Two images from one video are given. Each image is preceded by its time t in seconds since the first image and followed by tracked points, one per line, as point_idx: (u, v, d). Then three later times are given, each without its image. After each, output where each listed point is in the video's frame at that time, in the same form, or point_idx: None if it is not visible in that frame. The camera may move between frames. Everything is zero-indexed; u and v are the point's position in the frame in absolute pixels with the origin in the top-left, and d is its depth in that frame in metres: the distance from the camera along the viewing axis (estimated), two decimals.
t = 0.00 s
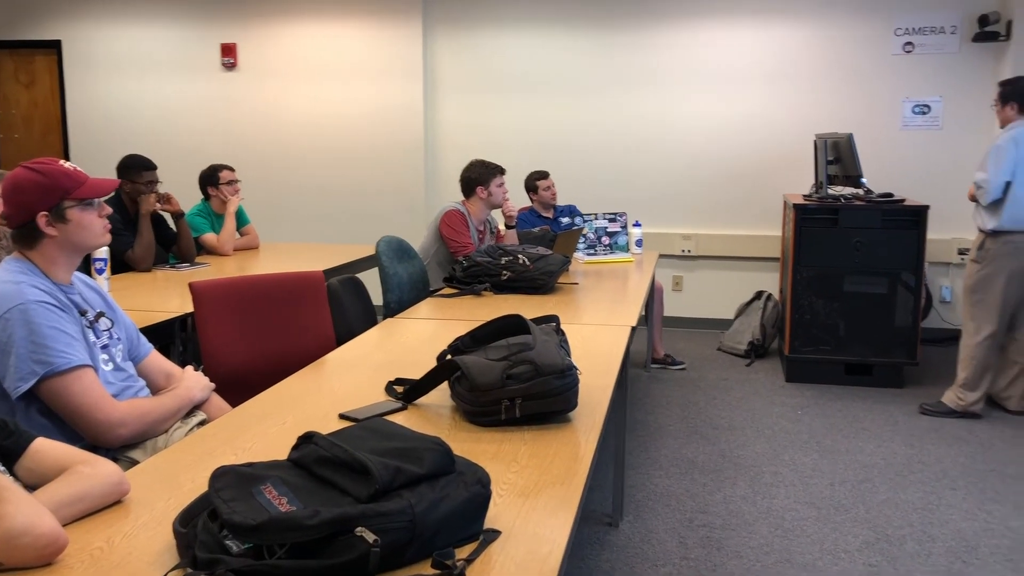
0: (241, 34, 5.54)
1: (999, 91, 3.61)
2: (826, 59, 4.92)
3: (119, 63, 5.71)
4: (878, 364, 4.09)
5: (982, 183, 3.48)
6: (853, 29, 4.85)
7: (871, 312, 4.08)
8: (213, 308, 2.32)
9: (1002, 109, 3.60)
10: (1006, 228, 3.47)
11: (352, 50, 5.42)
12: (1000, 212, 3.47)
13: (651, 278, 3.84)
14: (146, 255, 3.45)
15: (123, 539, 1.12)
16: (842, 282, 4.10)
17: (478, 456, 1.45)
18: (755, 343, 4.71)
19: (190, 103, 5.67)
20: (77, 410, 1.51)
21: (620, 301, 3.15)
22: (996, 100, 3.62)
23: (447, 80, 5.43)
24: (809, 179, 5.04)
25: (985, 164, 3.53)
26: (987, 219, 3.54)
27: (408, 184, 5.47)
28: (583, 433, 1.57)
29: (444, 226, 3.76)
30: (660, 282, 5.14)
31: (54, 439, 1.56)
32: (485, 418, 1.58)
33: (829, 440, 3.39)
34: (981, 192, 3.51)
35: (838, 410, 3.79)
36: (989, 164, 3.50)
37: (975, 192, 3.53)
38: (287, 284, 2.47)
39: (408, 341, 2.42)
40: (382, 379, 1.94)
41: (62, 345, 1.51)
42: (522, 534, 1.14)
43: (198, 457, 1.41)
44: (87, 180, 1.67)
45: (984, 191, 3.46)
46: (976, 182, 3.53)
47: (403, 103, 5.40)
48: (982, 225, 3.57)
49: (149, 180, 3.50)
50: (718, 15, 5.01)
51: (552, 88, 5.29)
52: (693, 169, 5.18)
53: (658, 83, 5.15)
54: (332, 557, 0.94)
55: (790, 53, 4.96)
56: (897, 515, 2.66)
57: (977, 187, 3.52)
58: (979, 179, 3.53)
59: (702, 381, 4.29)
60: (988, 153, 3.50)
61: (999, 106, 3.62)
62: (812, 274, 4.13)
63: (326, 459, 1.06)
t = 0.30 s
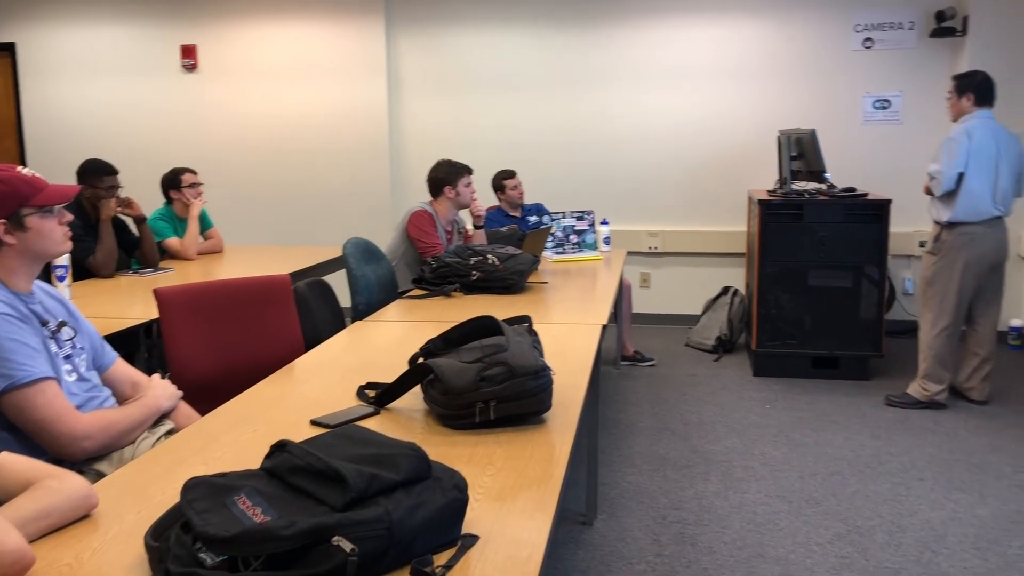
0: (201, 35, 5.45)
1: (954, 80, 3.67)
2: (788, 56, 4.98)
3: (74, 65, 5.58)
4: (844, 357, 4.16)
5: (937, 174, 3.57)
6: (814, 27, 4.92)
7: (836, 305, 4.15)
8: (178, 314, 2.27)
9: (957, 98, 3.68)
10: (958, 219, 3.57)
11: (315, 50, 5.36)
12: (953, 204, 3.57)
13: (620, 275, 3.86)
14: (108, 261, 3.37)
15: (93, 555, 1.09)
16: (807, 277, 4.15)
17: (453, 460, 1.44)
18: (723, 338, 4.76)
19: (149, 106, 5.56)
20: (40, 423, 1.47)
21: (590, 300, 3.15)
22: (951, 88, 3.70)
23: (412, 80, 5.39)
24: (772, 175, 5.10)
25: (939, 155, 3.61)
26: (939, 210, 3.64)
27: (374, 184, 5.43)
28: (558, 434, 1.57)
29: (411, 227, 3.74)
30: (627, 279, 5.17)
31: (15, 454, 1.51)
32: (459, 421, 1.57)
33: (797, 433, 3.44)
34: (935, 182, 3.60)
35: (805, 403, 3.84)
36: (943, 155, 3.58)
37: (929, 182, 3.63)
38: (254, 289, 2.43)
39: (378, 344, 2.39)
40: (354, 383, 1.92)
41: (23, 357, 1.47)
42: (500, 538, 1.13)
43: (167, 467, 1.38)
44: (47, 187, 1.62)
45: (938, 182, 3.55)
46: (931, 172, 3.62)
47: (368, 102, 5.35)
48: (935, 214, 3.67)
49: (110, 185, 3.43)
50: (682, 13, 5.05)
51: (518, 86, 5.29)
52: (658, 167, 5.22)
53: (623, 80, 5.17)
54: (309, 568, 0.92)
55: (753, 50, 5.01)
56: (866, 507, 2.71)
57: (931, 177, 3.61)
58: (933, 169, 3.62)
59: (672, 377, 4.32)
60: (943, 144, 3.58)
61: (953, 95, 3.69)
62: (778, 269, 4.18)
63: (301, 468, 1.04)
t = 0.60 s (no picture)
0: (167, 39, 5.37)
1: (917, 73, 3.70)
2: (757, 56, 5.03)
3: (37, 71, 5.49)
4: (818, 353, 4.21)
5: (910, 172, 3.57)
6: (782, 26, 4.98)
7: (809, 302, 4.19)
8: (152, 323, 2.23)
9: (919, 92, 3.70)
10: (926, 216, 3.63)
11: (285, 53, 5.31)
12: (923, 201, 3.62)
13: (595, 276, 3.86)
14: (77, 269, 3.29)
15: (73, 571, 1.06)
16: (780, 274, 4.20)
17: (437, 466, 1.42)
18: (697, 336, 4.80)
19: (115, 111, 5.47)
20: (11, 439, 1.43)
21: (567, 301, 3.16)
22: (912, 81, 3.72)
23: (382, 82, 5.36)
24: (743, 174, 5.15)
25: (908, 152, 3.63)
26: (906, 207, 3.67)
27: (346, 188, 5.39)
28: (541, 437, 1.56)
29: (385, 230, 3.71)
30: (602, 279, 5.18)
31: None
32: (441, 426, 1.56)
33: (774, 430, 3.47)
34: (907, 181, 3.60)
35: (781, 400, 3.88)
36: (913, 153, 3.60)
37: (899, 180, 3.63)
38: (228, 296, 2.40)
39: (356, 350, 2.37)
40: (333, 390, 1.90)
41: None
42: (488, 544, 1.12)
43: (147, 480, 1.35)
44: (17, 196, 1.58)
45: (913, 180, 3.57)
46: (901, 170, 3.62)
47: (339, 105, 5.31)
48: (902, 211, 3.70)
49: (78, 193, 3.38)
50: (652, 13, 5.08)
51: (489, 88, 5.28)
52: (630, 167, 5.24)
53: (594, 81, 5.19)
54: None
55: (721, 50, 5.06)
56: (845, 501, 2.74)
57: (902, 175, 3.61)
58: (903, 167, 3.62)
59: (648, 376, 4.34)
60: (913, 142, 3.61)
61: (914, 87, 3.71)
62: (751, 267, 4.22)
63: (286, 478, 1.02)
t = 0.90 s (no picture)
0: (157, 44, 5.35)
1: (891, 82, 3.73)
2: (747, 57, 5.05)
3: (27, 78, 5.46)
4: (812, 352, 4.23)
5: (920, 173, 3.57)
6: (772, 26, 5.00)
7: (803, 301, 4.21)
8: (149, 329, 2.22)
9: (899, 98, 3.73)
10: (921, 217, 3.65)
11: (275, 57, 5.30)
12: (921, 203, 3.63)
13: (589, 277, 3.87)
14: (70, 275, 3.29)
15: None
16: (773, 273, 4.22)
17: (442, 468, 1.42)
18: (691, 337, 4.81)
19: (105, 117, 5.45)
20: (14, 447, 1.42)
21: (563, 303, 3.16)
22: (888, 90, 3.74)
23: (373, 86, 5.35)
24: (734, 174, 5.17)
25: (911, 153, 3.62)
26: (903, 208, 3.65)
27: (338, 192, 5.38)
28: (544, 438, 1.56)
29: (380, 234, 3.71)
30: (595, 281, 5.19)
31: None
32: (444, 428, 1.56)
33: (770, 429, 3.48)
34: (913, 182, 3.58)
35: (776, 399, 3.90)
36: (918, 154, 3.60)
37: (905, 180, 3.59)
38: (225, 300, 2.39)
39: (354, 353, 2.37)
40: (334, 394, 1.90)
41: None
42: (498, 546, 1.12)
43: (151, 486, 1.34)
44: (17, 204, 1.57)
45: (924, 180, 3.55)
46: (906, 170, 3.60)
47: (330, 109, 5.30)
48: (897, 214, 3.66)
49: (71, 199, 3.37)
50: (642, 15, 5.10)
51: (481, 90, 5.28)
52: (622, 169, 5.26)
53: (586, 83, 5.20)
54: None
55: (712, 51, 5.07)
56: (842, 500, 2.75)
57: (909, 175, 3.58)
58: (910, 167, 3.59)
59: (643, 377, 4.35)
60: (918, 143, 3.60)
61: (892, 95, 3.74)
62: (744, 267, 4.24)
63: (296, 482, 1.02)
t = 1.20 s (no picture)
0: (159, 49, 5.37)
1: (891, 81, 3.73)
2: (749, 59, 5.05)
3: (30, 83, 5.48)
4: (816, 354, 4.23)
5: (928, 177, 3.57)
6: (773, 29, 5.00)
7: (807, 303, 4.21)
8: (156, 333, 2.22)
9: (901, 98, 3.72)
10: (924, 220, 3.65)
11: (278, 61, 5.30)
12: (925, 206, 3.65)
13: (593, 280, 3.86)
14: (75, 280, 3.29)
15: None
16: (777, 276, 4.21)
17: (454, 471, 1.42)
18: (695, 339, 4.81)
19: (108, 123, 5.46)
20: (30, 451, 1.42)
21: (568, 306, 3.16)
22: (888, 90, 3.75)
23: (375, 90, 5.36)
24: (736, 177, 5.17)
25: (918, 156, 3.62)
26: (908, 211, 3.64)
27: (341, 196, 5.38)
28: (554, 440, 1.56)
29: (384, 238, 3.71)
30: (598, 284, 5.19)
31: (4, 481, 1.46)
32: (455, 431, 1.56)
33: (775, 432, 3.47)
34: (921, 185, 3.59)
35: (781, 402, 3.89)
36: (925, 157, 3.61)
37: (913, 184, 3.59)
38: (232, 304, 2.39)
39: (361, 357, 2.37)
40: (343, 397, 1.90)
41: (11, 383, 1.42)
42: (512, 548, 1.12)
43: (164, 489, 1.34)
44: (28, 208, 1.58)
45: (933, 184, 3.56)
46: (914, 173, 3.59)
47: (333, 114, 5.31)
48: (902, 217, 3.65)
49: (75, 204, 3.37)
50: (644, 18, 5.10)
51: (483, 94, 5.29)
52: (624, 172, 5.26)
53: (588, 86, 5.21)
54: None
55: (713, 53, 5.08)
56: (850, 502, 2.75)
57: (917, 179, 3.58)
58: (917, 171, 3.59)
59: (647, 380, 4.34)
60: (926, 146, 3.60)
61: (891, 95, 3.74)
62: (748, 269, 4.24)
63: (311, 485, 1.02)
